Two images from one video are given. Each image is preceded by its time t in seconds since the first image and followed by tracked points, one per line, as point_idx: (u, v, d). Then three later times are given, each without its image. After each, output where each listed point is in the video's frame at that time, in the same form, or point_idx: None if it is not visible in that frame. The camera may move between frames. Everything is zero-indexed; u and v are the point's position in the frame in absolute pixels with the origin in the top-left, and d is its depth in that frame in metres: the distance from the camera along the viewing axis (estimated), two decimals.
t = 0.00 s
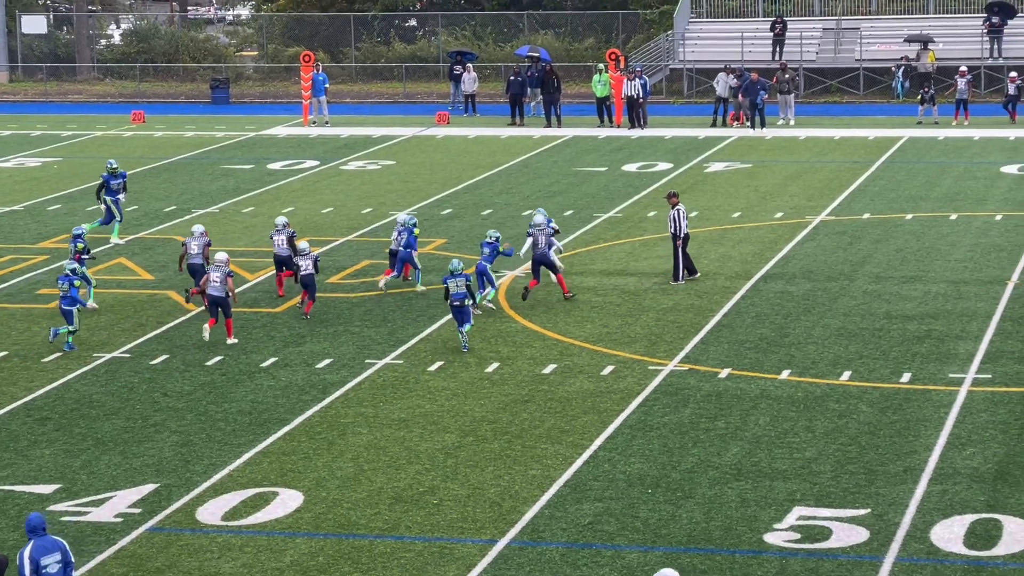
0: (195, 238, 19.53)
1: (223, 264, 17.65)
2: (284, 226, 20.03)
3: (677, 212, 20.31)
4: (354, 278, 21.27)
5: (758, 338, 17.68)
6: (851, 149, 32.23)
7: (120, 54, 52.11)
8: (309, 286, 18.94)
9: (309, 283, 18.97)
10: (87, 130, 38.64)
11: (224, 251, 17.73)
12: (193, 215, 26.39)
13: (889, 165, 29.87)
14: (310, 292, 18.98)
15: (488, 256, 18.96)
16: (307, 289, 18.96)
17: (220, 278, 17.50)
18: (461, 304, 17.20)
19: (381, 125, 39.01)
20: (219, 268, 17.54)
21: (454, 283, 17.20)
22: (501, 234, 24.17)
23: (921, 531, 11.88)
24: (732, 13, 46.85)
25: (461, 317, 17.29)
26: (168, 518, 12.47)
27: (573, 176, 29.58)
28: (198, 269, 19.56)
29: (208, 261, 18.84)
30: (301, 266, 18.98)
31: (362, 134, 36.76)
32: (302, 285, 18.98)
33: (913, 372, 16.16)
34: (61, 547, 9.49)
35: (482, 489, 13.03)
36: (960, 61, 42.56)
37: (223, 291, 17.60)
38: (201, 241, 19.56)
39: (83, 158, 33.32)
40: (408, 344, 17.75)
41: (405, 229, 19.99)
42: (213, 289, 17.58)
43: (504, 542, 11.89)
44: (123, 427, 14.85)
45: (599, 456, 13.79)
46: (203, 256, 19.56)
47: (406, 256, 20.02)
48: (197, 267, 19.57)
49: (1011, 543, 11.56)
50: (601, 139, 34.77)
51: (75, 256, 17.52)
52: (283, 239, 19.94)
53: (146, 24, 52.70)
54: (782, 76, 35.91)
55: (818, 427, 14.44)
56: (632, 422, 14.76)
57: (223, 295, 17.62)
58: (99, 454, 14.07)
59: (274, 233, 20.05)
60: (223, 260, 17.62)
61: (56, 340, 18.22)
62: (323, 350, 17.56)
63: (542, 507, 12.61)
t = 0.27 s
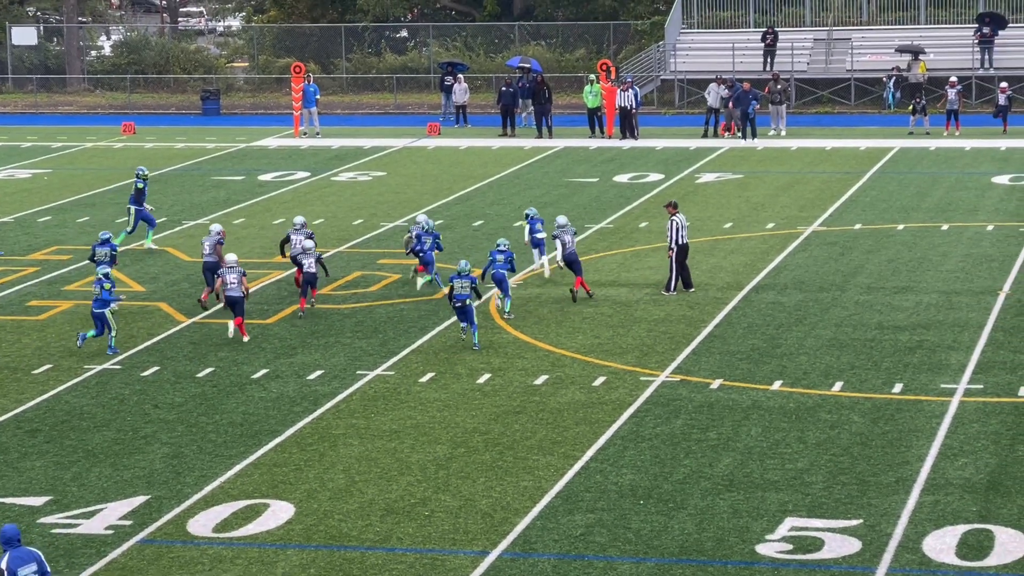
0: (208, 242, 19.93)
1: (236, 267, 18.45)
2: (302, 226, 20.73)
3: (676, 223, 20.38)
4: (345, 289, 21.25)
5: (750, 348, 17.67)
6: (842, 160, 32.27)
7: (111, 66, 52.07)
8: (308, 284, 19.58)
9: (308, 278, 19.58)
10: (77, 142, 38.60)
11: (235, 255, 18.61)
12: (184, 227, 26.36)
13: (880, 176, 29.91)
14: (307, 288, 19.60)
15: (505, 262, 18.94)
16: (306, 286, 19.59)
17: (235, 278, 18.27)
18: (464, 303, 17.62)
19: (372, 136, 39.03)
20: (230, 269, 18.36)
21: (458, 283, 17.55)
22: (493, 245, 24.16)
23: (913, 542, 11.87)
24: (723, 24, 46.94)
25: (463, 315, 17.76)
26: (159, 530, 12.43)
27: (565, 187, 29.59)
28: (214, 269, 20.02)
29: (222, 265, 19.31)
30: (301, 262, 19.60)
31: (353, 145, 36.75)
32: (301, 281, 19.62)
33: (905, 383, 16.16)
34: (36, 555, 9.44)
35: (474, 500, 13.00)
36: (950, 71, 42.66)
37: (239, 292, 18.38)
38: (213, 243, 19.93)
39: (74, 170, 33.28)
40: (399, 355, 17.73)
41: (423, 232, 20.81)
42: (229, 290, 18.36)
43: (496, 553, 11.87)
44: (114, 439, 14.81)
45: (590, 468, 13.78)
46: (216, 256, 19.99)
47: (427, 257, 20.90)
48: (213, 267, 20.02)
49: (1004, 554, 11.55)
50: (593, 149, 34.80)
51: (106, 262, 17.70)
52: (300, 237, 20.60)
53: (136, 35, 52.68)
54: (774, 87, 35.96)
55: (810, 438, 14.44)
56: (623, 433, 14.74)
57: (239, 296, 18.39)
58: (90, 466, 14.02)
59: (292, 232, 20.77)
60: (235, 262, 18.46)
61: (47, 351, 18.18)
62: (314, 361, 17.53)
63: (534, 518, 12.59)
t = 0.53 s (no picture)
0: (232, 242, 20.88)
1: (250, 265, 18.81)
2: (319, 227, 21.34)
3: (679, 231, 20.37)
4: (344, 301, 21.25)
5: (749, 359, 17.67)
6: (840, 170, 32.29)
7: (110, 78, 52.14)
8: (326, 282, 20.54)
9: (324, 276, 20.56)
10: (76, 154, 38.63)
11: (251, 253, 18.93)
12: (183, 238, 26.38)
13: (878, 187, 29.92)
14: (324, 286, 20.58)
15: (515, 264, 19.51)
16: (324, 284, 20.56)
17: (250, 278, 18.65)
18: (469, 303, 18.19)
19: (370, 148, 39.07)
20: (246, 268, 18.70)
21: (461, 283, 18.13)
22: (492, 256, 24.17)
23: (912, 552, 11.86)
24: (721, 35, 47.00)
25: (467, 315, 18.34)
26: (158, 541, 12.42)
27: (564, 198, 29.61)
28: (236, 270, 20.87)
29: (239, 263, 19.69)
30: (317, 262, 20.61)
31: (352, 156, 36.78)
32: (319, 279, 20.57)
33: (904, 394, 16.15)
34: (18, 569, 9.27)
35: (473, 511, 13.00)
36: (948, 82, 42.69)
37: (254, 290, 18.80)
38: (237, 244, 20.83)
39: (73, 182, 33.30)
40: (398, 367, 17.73)
41: (440, 235, 21.08)
42: (246, 289, 18.78)
43: (495, 564, 11.86)
44: (113, 451, 14.80)
45: (589, 479, 13.77)
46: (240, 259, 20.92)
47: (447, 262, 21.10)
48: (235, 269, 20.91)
49: (1004, 564, 11.54)
50: (591, 161, 34.84)
51: (140, 263, 18.17)
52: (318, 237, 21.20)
53: (135, 48, 52.75)
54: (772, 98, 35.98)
55: (809, 449, 14.44)
56: (622, 444, 14.74)
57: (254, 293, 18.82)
58: (89, 477, 14.01)
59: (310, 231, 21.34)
60: (251, 261, 18.79)
61: (46, 363, 18.18)
62: (313, 373, 17.52)
63: (534, 529, 12.58)
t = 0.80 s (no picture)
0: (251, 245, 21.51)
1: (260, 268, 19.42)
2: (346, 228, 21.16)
3: (686, 240, 20.62)
4: (351, 312, 21.26)
5: (755, 370, 17.66)
6: (847, 181, 32.29)
7: (118, 90, 52.22)
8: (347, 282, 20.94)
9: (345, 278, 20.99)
10: (85, 166, 38.67)
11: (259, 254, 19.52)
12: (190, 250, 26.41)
13: (885, 198, 29.92)
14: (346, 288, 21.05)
15: (528, 266, 20.14)
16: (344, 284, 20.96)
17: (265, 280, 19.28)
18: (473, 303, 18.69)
19: (377, 159, 39.10)
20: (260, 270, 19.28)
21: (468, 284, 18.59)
22: (499, 268, 24.17)
23: (921, 564, 11.83)
24: (728, 46, 47.03)
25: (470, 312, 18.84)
26: (166, 552, 12.42)
27: (571, 209, 29.61)
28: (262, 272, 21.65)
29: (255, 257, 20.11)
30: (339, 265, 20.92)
31: (359, 168, 36.81)
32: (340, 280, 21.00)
33: (911, 405, 16.13)
34: None
35: (480, 522, 12.98)
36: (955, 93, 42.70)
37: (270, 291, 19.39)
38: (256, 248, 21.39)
39: (81, 194, 33.35)
40: (406, 378, 17.72)
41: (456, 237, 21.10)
42: (262, 290, 19.38)
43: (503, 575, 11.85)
44: (121, 463, 14.81)
45: (596, 490, 13.75)
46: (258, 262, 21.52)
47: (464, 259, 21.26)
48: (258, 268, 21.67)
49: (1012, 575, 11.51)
50: (598, 172, 34.85)
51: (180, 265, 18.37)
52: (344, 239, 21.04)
53: (143, 60, 52.85)
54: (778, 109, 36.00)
55: (817, 460, 14.42)
56: (629, 455, 14.72)
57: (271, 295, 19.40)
58: (97, 489, 14.01)
59: (339, 231, 21.25)
60: (263, 262, 19.40)
61: (54, 375, 18.19)
62: (320, 384, 17.51)
63: (541, 540, 12.57)
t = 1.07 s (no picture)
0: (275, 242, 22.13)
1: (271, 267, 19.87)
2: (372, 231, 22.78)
3: (692, 247, 20.82)
4: (363, 321, 21.29)
5: (768, 379, 17.63)
6: (859, 190, 32.25)
7: (131, 100, 52.36)
8: (371, 278, 21.94)
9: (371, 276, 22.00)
10: (98, 176, 38.77)
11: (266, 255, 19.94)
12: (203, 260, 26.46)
13: (898, 206, 29.88)
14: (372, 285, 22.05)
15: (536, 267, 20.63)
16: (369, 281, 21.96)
17: (276, 280, 19.77)
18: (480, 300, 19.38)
19: (389, 168, 39.16)
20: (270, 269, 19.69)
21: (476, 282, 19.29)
22: (511, 277, 24.19)
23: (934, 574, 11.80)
24: (740, 55, 47.03)
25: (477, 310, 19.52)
26: (179, 562, 12.43)
27: (583, 219, 29.61)
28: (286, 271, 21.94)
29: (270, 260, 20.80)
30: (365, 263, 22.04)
31: (371, 177, 36.85)
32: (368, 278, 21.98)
33: (925, 414, 16.09)
34: None
35: (493, 531, 12.98)
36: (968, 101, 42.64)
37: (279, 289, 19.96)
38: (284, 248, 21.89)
39: (94, 204, 33.44)
40: (418, 387, 17.73)
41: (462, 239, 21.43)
42: (273, 289, 19.92)
43: None
44: (134, 472, 14.83)
45: (609, 499, 13.74)
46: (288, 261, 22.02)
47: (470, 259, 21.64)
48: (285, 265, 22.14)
49: None
50: (610, 181, 34.85)
51: (224, 272, 19.07)
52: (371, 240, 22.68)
53: (156, 70, 53.00)
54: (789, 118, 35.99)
55: (830, 469, 14.39)
56: (642, 464, 14.71)
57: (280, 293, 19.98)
58: (110, 498, 14.04)
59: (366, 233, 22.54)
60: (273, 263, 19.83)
61: (68, 384, 18.24)
62: (333, 394, 17.52)
63: (553, 549, 12.57)
